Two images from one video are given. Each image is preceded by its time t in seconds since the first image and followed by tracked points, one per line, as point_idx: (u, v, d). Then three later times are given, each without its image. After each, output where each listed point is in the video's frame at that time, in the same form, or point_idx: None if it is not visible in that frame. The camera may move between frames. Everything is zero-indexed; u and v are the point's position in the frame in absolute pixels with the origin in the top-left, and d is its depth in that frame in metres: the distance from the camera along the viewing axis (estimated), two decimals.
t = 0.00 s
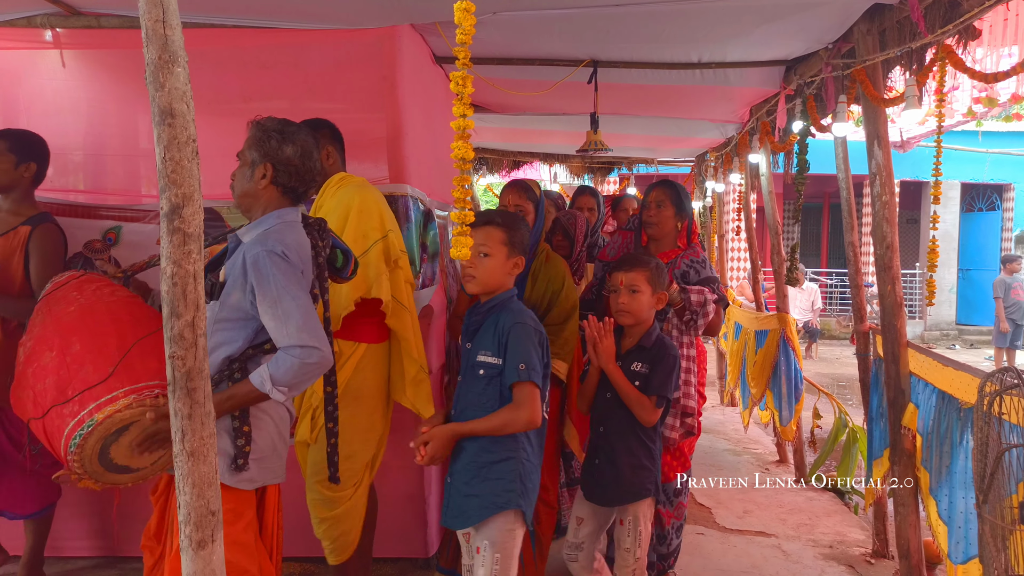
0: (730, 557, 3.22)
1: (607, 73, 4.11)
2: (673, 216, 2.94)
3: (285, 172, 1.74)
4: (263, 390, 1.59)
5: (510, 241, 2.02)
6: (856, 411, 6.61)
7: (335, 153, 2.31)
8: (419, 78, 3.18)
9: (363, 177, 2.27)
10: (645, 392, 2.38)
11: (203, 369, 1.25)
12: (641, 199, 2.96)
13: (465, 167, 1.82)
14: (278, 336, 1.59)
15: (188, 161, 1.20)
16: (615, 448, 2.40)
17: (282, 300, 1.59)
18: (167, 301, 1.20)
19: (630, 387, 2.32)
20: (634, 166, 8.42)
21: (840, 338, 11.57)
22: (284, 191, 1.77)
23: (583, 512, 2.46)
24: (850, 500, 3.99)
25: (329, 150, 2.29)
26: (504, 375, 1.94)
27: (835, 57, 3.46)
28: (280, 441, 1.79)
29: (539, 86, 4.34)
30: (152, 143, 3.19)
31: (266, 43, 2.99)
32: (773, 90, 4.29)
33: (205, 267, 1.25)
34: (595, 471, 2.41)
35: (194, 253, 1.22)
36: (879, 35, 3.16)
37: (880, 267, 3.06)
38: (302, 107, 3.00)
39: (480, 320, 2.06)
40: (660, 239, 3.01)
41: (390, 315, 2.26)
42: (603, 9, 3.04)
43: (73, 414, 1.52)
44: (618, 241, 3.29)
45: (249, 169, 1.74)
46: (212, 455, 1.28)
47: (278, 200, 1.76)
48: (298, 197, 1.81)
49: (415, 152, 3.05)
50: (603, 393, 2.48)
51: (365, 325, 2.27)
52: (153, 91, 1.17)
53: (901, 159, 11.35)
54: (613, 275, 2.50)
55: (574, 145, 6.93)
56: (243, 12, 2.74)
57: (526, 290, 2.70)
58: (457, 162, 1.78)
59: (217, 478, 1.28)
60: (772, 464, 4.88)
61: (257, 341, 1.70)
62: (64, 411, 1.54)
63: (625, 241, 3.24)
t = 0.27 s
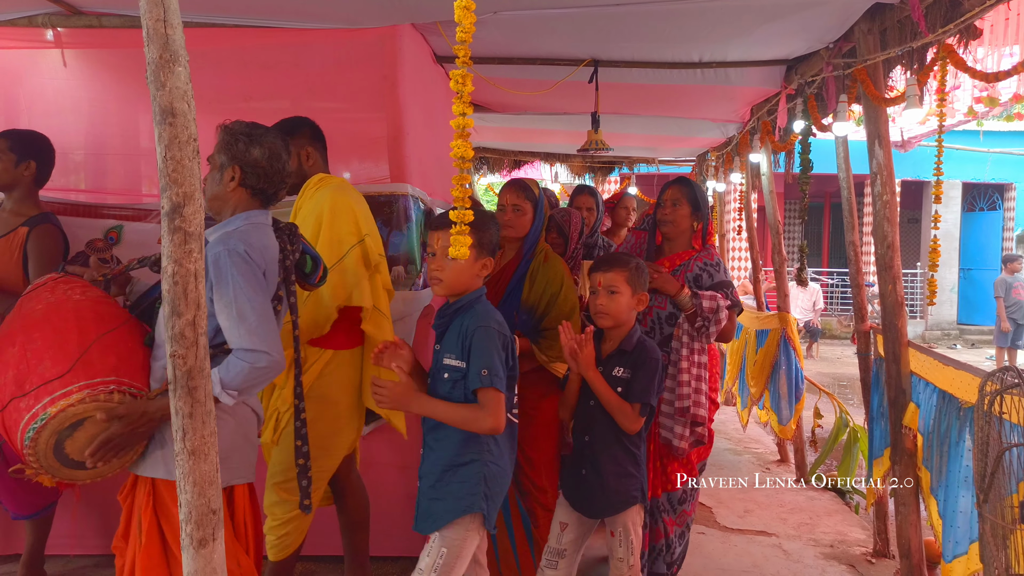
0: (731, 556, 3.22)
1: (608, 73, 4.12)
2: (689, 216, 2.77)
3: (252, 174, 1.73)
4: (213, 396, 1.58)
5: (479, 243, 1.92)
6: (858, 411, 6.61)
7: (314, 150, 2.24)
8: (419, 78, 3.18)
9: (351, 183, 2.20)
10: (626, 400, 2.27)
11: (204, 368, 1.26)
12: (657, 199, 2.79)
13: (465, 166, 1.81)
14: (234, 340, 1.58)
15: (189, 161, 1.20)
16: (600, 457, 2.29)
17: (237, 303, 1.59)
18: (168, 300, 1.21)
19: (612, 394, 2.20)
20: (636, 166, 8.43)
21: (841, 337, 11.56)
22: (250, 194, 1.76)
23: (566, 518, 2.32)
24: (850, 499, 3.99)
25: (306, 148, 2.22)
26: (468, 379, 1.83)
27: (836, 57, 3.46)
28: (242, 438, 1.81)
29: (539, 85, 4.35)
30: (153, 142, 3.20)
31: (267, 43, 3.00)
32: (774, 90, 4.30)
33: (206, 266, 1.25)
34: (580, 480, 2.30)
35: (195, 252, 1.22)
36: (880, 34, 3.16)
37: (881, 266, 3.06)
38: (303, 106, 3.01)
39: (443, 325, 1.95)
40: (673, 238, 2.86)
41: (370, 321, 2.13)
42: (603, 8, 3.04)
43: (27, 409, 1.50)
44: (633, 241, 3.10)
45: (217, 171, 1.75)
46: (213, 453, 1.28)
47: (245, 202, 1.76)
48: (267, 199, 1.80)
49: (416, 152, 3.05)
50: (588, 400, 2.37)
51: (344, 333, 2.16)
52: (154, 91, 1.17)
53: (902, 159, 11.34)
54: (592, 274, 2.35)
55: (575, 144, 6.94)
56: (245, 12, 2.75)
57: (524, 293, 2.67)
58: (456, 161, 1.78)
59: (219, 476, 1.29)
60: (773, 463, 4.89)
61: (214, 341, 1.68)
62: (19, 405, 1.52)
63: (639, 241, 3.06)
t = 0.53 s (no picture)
0: (735, 556, 3.22)
1: (610, 72, 4.11)
2: (693, 217, 2.70)
3: (214, 170, 1.75)
4: (159, 388, 1.60)
5: (445, 240, 1.81)
6: (861, 410, 6.61)
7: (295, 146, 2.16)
8: (422, 77, 3.18)
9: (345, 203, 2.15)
10: (585, 405, 2.10)
11: (208, 367, 1.26)
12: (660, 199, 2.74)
13: (466, 165, 1.81)
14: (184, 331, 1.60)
15: (191, 160, 1.21)
16: (560, 467, 2.14)
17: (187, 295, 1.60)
18: (172, 300, 1.21)
19: (569, 398, 2.03)
20: (639, 165, 8.43)
21: (845, 336, 11.54)
22: (215, 191, 1.78)
23: (534, 530, 2.23)
24: (854, 499, 3.99)
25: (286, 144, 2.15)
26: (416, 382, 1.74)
27: (840, 55, 3.45)
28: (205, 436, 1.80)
29: (542, 85, 4.34)
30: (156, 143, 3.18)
31: (270, 43, 3.00)
32: (778, 89, 4.29)
33: (208, 265, 1.25)
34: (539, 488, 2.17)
35: (198, 251, 1.23)
36: (883, 33, 3.15)
37: (884, 265, 3.06)
38: (306, 106, 2.99)
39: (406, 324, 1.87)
40: (678, 240, 2.78)
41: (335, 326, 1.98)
42: (605, 8, 3.04)
43: None
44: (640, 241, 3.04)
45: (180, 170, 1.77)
46: (217, 453, 1.29)
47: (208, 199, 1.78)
48: (233, 196, 1.82)
49: (418, 151, 3.05)
50: (543, 405, 2.21)
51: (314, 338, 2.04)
52: (157, 91, 1.18)
53: (906, 158, 11.33)
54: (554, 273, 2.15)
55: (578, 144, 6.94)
56: (248, 11, 2.75)
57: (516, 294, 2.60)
58: (456, 160, 1.78)
59: (223, 475, 1.29)
60: (776, 463, 4.88)
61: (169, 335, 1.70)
62: None
63: (645, 241, 3.00)
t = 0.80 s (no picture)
0: (739, 557, 3.22)
1: (614, 73, 4.11)
2: (684, 219, 2.66)
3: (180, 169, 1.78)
4: (128, 375, 1.64)
5: (400, 238, 1.77)
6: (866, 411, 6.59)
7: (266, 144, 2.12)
8: (426, 78, 3.18)
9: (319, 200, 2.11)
10: (540, 405, 2.04)
11: (212, 367, 1.26)
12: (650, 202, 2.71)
13: (470, 164, 1.82)
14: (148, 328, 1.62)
15: (196, 161, 1.21)
16: (512, 468, 2.10)
17: (151, 291, 1.61)
18: (176, 300, 1.22)
19: (524, 398, 1.98)
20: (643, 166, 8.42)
21: (850, 337, 11.51)
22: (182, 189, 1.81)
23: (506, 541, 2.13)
24: (859, 500, 3.98)
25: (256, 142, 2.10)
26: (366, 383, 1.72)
27: (844, 55, 3.44)
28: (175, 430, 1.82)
29: (546, 85, 4.34)
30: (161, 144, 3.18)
31: (274, 44, 3.01)
32: (782, 89, 4.29)
33: (213, 265, 1.26)
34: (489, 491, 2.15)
35: (203, 252, 1.23)
36: (888, 33, 3.14)
37: (889, 266, 3.05)
38: (310, 107, 2.99)
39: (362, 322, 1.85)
40: (670, 242, 2.75)
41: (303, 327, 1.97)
42: (608, 8, 3.04)
43: None
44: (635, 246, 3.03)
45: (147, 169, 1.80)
46: (221, 453, 1.29)
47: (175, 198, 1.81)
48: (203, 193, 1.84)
49: (422, 152, 3.05)
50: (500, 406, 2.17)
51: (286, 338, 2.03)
52: (162, 91, 1.18)
53: (911, 158, 11.30)
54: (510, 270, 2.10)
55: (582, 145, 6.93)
56: (252, 12, 2.75)
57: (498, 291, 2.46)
58: (461, 161, 1.78)
59: (226, 476, 1.29)
60: (781, 464, 4.87)
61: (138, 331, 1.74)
62: None
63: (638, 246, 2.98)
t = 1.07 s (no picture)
0: (743, 556, 3.21)
1: (617, 72, 4.11)
2: (657, 211, 2.59)
3: (155, 167, 1.78)
4: (106, 380, 1.62)
5: (360, 236, 1.76)
6: (870, 410, 6.58)
7: (243, 144, 2.08)
8: (428, 77, 3.18)
9: (298, 199, 2.10)
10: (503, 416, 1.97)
11: (215, 367, 1.27)
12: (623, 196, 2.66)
13: (473, 164, 1.81)
14: (126, 329, 1.61)
15: (199, 161, 1.21)
16: (475, 477, 2.04)
17: (131, 295, 1.61)
18: (179, 300, 1.22)
19: (487, 411, 1.91)
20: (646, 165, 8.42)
21: (854, 336, 11.49)
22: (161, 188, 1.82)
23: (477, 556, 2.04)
24: (862, 499, 3.98)
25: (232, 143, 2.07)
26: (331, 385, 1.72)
27: (847, 54, 3.44)
28: (155, 429, 1.82)
29: (548, 85, 4.34)
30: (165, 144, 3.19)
31: (276, 44, 3.02)
32: (785, 88, 4.28)
33: (216, 266, 1.26)
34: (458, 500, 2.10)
35: (206, 252, 1.23)
36: (891, 32, 3.13)
37: (892, 265, 3.04)
38: (313, 106, 3.00)
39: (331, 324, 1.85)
40: (645, 237, 2.66)
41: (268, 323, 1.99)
42: (610, 8, 3.04)
43: None
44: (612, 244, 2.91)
45: (125, 171, 1.81)
46: (225, 452, 1.29)
47: (155, 197, 1.81)
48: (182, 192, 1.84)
49: (424, 152, 3.05)
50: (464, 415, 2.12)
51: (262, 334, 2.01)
52: (165, 92, 1.18)
53: (914, 157, 11.28)
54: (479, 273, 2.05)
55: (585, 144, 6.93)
56: (255, 12, 2.76)
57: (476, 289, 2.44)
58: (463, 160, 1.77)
59: (230, 475, 1.29)
60: (784, 463, 4.86)
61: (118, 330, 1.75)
62: None
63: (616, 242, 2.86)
